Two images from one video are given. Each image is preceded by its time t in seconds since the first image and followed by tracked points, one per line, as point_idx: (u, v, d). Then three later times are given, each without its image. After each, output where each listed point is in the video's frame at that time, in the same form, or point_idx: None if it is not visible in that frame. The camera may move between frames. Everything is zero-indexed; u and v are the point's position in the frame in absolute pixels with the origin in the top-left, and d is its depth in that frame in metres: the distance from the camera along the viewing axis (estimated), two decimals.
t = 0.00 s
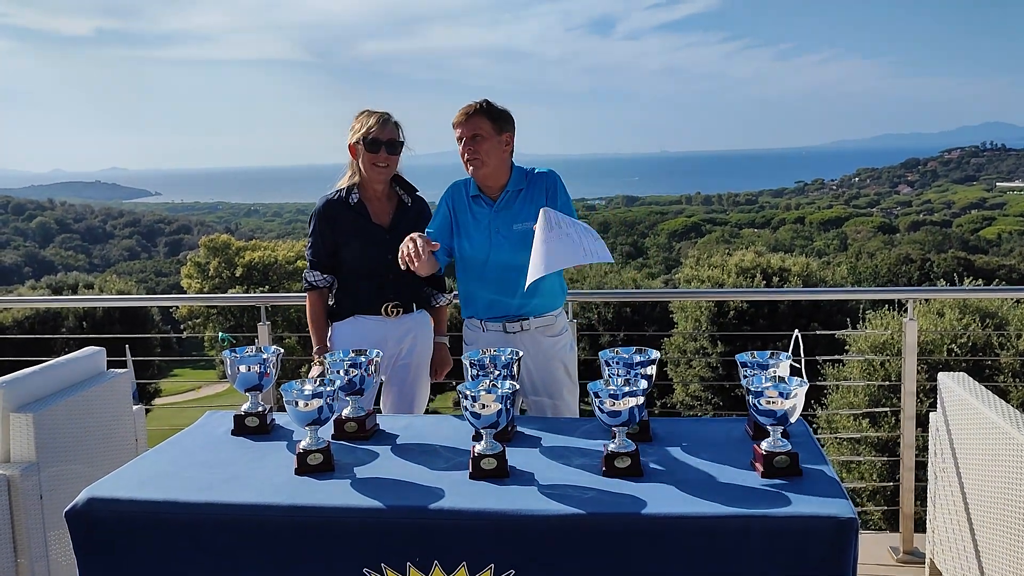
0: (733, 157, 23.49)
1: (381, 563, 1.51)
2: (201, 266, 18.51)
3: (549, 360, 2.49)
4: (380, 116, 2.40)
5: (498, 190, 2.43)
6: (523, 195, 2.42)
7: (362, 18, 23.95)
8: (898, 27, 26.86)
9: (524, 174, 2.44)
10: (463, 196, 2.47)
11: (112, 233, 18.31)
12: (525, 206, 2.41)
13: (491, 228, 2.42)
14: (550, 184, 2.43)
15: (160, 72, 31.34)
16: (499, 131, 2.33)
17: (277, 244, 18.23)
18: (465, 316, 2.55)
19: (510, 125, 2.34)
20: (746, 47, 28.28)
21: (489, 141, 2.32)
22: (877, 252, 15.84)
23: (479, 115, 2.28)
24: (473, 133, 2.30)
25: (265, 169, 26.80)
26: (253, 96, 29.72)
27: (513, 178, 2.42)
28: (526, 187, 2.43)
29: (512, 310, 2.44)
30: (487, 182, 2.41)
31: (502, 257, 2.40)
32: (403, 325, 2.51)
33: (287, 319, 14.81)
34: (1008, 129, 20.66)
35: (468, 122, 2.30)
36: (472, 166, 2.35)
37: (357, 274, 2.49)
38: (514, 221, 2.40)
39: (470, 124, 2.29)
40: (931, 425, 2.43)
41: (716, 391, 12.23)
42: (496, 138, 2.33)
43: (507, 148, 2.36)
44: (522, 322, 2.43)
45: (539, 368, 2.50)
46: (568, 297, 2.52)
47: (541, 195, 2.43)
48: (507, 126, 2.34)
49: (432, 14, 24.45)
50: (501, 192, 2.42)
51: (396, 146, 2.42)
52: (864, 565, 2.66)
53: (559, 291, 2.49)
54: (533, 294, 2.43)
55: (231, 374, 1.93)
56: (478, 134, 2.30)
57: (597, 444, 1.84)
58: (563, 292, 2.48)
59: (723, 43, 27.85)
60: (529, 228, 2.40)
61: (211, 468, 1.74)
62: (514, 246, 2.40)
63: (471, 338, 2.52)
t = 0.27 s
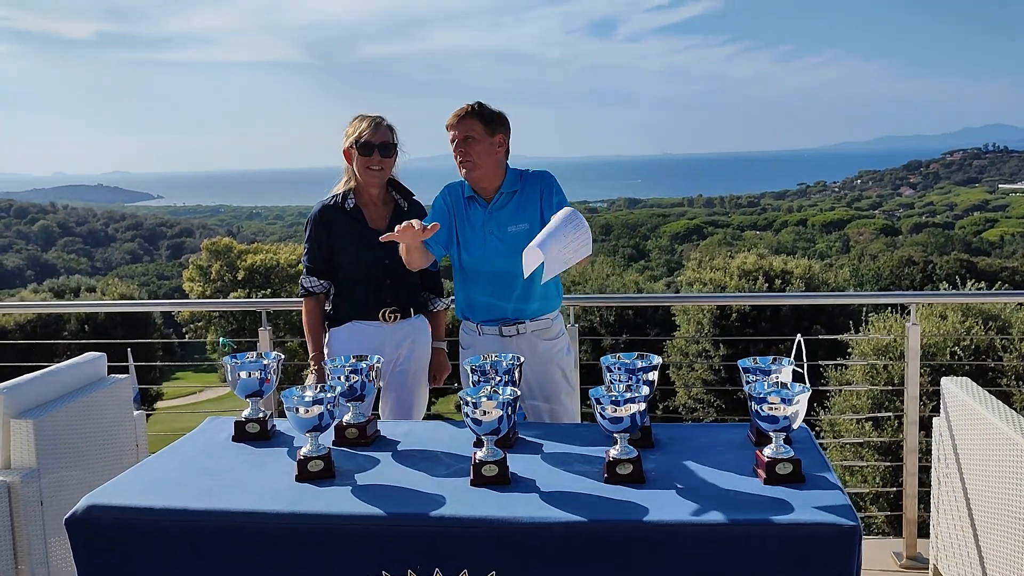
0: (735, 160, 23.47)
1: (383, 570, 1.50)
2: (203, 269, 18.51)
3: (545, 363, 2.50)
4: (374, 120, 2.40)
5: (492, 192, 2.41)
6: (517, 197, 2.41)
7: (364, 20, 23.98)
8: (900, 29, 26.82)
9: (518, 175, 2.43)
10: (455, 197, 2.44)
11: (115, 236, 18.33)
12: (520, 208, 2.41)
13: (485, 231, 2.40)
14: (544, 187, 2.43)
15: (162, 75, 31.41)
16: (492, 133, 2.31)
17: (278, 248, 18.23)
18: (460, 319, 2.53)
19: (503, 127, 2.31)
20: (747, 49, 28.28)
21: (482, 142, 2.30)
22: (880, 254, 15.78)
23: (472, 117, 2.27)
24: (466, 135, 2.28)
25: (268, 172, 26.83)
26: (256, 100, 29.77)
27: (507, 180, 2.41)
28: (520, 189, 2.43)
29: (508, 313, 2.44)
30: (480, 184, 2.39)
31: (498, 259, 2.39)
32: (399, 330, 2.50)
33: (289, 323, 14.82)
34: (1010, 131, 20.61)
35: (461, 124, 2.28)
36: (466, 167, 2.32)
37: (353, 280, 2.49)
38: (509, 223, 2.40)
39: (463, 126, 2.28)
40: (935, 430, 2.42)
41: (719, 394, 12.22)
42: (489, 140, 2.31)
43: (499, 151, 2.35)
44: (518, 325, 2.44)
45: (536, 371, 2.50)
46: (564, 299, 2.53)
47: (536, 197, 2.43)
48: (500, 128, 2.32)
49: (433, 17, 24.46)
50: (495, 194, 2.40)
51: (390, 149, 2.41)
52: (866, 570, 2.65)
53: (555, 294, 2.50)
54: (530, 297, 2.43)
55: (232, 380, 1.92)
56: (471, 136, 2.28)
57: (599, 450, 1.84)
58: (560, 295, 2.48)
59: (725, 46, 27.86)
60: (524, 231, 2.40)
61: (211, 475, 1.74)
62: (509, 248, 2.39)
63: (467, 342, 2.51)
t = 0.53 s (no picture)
0: (738, 162, 23.45)
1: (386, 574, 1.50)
2: (206, 272, 18.51)
3: (548, 370, 2.47)
4: (374, 125, 2.40)
5: (490, 203, 2.40)
6: (516, 207, 2.39)
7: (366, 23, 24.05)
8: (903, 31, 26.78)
9: (516, 184, 2.41)
10: (452, 209, 2.42)
11: (118, 239, 18.36)
12: (519, 217, 2.39)
13: (484, 240, 2.38)
14: (543, 196, 2.42)
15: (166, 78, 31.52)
16: (483, 145, 2.28)
17: (281, 250, 18.24)
18: (461, 327, 2.52)
19: (493, 137, 2.29)
20: (750, 52, 28.26)
21: (475, 157, 2.28)
22: (883, 256, 15.75)
23: (461, 132, 2.24)
24: (457, 152, 2.27)
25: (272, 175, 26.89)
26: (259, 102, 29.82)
27: (504, 190, 2.39)
28: (518, 198, 2.41)
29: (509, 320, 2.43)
30: (477, 196, 2.38)
31: (497, 269, 2.37)
32: (400, 335, 2.50)
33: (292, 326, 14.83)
34: (1013, 133, 20.56)
35: (451, 140, 2.27)
36: (461, 182, 2.31)
37: (355, 286, 2.49)
38: (508, 233, 2.38)
39: (453, 142, 2.26)
40: (939, 434, 2.41)
41: (722, 397, 12.21)
42: (482, 152, 2.29)
43: (493, 161, 2.32)
44: (520, 332, 2.42)
45: (538, 379, 2.48)
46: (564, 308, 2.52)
47: (535, 206, 2.42)
48: (491, 138, 2.29)
49: (436, 20, 24.47)
50: (492, 205, 2.39)
51: (390, 154, 2.41)
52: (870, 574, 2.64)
53: (556, 302, 2.49)
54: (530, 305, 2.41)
55: (234, 386, 1.92)
56: (462, 152, 2.26)
57: (602, 455, 1.83)
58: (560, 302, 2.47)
59: (727, 48, 27.85)
60: (524, 240, 2.38)
61: (214, 480, 1.74)
62: (509, 257, 2.37)
63: (469, 349, 2.49)
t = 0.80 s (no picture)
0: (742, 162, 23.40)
1: None
2: (209, 272, 18.50)
3: (556, 372, 2.47)
4: (376, 127, 2.40)
5: (490, 207, 2.38)
6: (516, 209, 2.38)
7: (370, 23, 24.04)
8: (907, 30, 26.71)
9: (515, 187, 2.39)
10: (452, 215, 2.41)
11: (122, 239, 18.39)
12: (520, 219, 2.37)
13: (486, 245, 2.37)
14: (544, 197, 2.40)
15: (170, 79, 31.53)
16: (482, 148, 2.26)
17: (285, 251, 18.26)
18: (465, 332, 2.51)
19: (491, 139, 2.27)
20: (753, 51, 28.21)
21: (472, 160, 2.26)
22: (888, 256, 15.71)
23: (458, 135, 2.22)
24: (456, 156, 2.24)
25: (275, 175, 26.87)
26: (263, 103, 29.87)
27: (504, 193, 2.38)
28: (518, 200, 2.39)
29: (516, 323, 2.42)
30: (477, 201, 2.36)
31: (499, 272, 2.36)
32: (404, 336, 2.50)
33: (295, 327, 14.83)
34: (1018, 132, 20.49)
35: (450, 144, 2.24)
36: (460, 187, 2.29)
37: (360, 287, 2.49)
38: (510, 236, 2.36)
39: (451, 146, 2.24)
40: (944, 435, 2.40)
41: (726, 397, 12.20)
42: (480, 155, 2.27)
43: (492, 164, 2.30)
44: (527, 334, 2.41)
45: (545, 381, 2.48)
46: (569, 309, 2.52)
47: (536, 207, 2.40)
48: (488, 140, 2.27)
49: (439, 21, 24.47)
50: (493, 209, 2.37)
51: (392, 155, 2.41)
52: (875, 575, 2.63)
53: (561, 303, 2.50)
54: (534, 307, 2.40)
55: (238, 387, 1.92)
56: (461, 156, 2.24)
57: (607, 456, 1.83)
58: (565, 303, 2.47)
59: (731, 48, 27.81)
60: (527, 241, 2.37)
61: (218, 482, 1.74)
62: (511, 261, 2.36)
63: (476, 353, 2.48)
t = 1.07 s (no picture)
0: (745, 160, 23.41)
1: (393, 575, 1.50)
2: (214, 270, 18.54)
3: (563, 369, 2.46)
4: (379, 125, 2.43)
5: (500, 204, 2.40)
6: (524, 207, 2.39)
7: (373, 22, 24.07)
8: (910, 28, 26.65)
9: (524, 185, 2.41)
10: (461, 211, 2.42)
11: (126, 237, 18.47)
12: (529, 218, 2.39)
13: (495, 243, 2.38)
14: (553, 195, 2.40)
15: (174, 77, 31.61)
16: (494, 145, 2.27)
17: (288, 249, 18.32)
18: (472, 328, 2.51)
19: (503, 136, 2.27)
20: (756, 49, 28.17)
21: (485, 158, 2.26)
22: (891, 254, 15.72)
23: (472, 133, 2.22)
24: (470, 154, 2.24)
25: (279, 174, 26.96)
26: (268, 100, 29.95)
27: (513, 191, 2.39)
28: (528, 197, 2.40)
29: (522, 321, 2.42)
30: (488, 198, 2.37)
31: (508, 269, 2.38)
32: (410, 332, 2.49)
33: (299, 325, 14.88)
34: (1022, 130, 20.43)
35: (462, 142, 2.24)
36: (471, 185, 2.29)
37: (365, 284, 2.50)
38: (520, 233, 2.38)
39: (464, 145, 2.24)
40: (948, 433, 2.40)
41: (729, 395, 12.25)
42: (491, 153, 2.27)
43: (504, 161, 2.31)
44: (534, 331, 2.42)
45: (551, 377, 2.47)
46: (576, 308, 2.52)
47: (546, 205, 2.40)
48: (500, 137, 2.27)
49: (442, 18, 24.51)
50: (503, 206, 2.39)
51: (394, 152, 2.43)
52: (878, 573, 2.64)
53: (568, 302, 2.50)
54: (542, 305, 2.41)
55: (243, 384, 1.92)
56: (475, 154, 2.24)
57: (610, 454, 1.83)
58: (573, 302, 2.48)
59: (734, 46, 27.79)
60: (536, 240, 2.38)
61: (222, 479, 1.74)
62: (520, 259, 2.38)
63: (480, 351, 2.48)
